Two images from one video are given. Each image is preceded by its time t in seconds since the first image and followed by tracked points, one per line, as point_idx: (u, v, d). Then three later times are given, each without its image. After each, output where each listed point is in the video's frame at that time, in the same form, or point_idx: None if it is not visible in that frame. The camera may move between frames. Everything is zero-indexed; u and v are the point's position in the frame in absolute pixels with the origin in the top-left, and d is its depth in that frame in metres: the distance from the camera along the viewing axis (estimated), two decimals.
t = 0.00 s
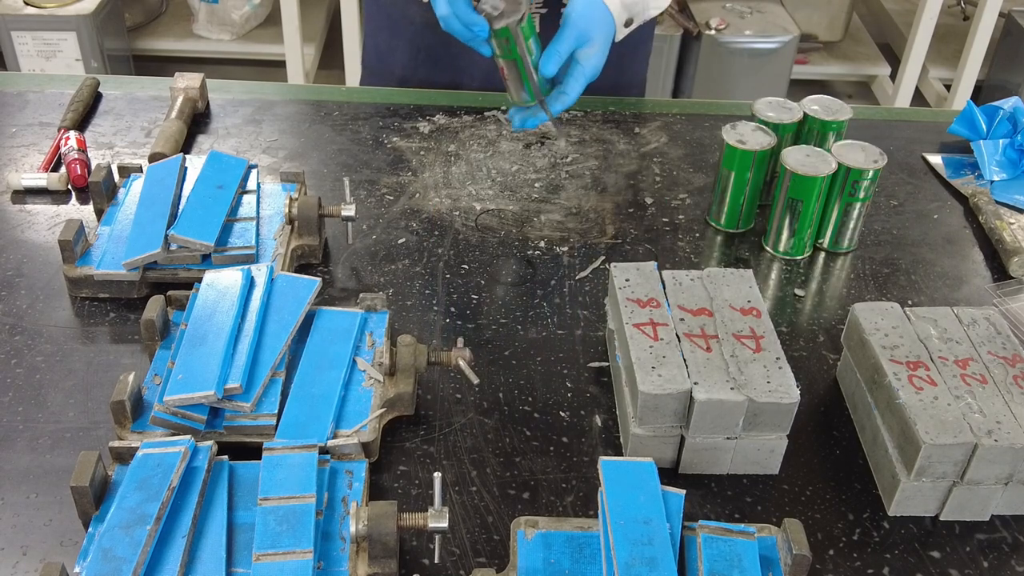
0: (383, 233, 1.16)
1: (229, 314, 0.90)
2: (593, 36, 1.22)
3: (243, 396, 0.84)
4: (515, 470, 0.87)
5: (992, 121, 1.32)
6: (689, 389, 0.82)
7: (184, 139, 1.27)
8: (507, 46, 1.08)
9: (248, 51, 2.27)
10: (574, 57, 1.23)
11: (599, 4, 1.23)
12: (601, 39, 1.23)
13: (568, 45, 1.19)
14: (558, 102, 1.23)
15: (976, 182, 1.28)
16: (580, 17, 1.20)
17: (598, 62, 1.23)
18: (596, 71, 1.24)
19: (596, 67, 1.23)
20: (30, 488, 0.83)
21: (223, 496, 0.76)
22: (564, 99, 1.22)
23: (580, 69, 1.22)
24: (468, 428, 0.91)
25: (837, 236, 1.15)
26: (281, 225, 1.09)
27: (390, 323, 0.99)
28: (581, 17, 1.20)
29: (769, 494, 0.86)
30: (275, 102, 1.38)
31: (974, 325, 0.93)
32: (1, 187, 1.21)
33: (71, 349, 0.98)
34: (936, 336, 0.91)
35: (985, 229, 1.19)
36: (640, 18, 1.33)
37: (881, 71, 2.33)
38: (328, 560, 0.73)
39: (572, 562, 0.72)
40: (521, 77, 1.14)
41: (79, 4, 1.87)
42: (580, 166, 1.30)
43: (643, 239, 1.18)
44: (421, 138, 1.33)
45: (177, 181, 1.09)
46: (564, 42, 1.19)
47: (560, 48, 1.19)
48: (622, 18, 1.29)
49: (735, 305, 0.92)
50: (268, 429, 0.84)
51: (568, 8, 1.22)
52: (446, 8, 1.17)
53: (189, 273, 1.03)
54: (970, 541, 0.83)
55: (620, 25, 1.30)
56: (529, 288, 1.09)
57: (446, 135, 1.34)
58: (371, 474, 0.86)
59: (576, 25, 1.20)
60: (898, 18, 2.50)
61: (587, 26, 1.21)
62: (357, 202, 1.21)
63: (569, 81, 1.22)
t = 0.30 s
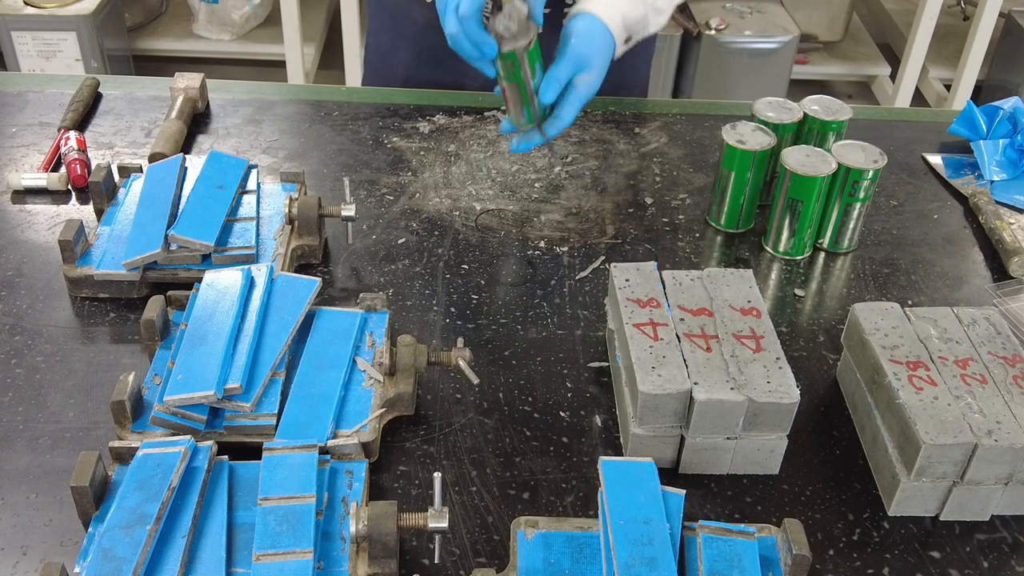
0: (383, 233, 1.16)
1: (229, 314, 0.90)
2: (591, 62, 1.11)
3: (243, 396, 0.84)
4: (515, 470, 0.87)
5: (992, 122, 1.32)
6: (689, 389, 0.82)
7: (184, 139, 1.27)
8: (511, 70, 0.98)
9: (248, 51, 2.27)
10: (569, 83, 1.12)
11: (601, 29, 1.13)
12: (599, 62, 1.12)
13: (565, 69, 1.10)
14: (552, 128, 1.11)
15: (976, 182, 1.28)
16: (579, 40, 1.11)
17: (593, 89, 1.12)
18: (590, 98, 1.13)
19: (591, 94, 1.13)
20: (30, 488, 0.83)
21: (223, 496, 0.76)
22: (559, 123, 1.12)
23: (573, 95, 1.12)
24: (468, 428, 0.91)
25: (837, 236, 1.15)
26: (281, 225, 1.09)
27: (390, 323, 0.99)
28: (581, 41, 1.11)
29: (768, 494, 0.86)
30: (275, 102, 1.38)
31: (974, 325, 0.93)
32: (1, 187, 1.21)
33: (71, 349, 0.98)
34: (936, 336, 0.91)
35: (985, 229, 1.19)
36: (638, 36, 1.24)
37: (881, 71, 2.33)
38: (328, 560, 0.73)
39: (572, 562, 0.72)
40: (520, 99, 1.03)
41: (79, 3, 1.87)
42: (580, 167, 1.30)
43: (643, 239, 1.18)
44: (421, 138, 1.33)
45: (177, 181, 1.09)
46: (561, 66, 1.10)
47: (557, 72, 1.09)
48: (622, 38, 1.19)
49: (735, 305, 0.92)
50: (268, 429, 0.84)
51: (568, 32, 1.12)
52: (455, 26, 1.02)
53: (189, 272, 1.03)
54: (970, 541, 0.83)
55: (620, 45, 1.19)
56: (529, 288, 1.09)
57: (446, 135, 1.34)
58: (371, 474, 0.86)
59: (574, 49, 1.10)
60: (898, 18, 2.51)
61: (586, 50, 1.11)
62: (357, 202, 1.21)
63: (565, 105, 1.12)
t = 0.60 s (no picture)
0: (383, 233, 1.16)
1: (229, 314, 0.90)
2: (610, 49, 1.13)
3: (243, 396, 0.84)
4: (515, 470, 0.87)
5: (992, 122, 1.32)
6: (689, 389, 0.82)
7: (184, 139, 1.27)
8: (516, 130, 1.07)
9: (248, 51, 2.27)
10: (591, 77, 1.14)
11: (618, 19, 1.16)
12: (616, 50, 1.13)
13: (583, 57, 1.12)
14: (563, 146, 1.14)
15: (975, 182, 1.28)
16: (593, 32, 1.13)
17: (623, 73, 1.12)
18: (621, 83, 1.13)
19: (621, 79, 1.13)
20: (30, 488, 0.83)
21: (223, 496, 0.76)
22: (579, 116, 1.11)
23: (598, 82, 1.12)
24: (468, 429, 0.91)
25: (837, 236, 1.15)
26: (281, 225, 1.09)
27: (390, 323, 0.99)
28: (595, 31, 1.14)
29: (769, 494, 0.86)
30: (275, 102, 1.38)
31: (974, 325, 0.93)
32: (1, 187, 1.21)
33: (71, 349, 0.98)
34: (936, 336, 0.91)
35: (985, 229, 1.19)
36: (668, 21, 1.23)
37: (881, 71, 2.33)
38: (328, 560, 0.73)
39: (572, 562, 0.72)
40: (526, 166, 1.14)
41: (80, 3, 1.87)
42: (580, 167, 1.30)
43: (643, 239, 1.18)
44: (421, 138, 1.33)
45: (177, 181, 1.09)
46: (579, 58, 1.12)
47: (575, 64, 1.11)
48: (643, 27, 1.20)
49: (735, 305, 0.92)
50: (268, 429, 0.84)
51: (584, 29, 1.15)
52: (465, 92, 1.13)
53: (189, 273, 1.03)
54: (970, 541, 0.83)
55: (644, 32, 1.20)
56: (530, 288, 1.09)
57: (446, 135, 1.34)
58: (371, 474, 0.86)
59: (590, 40, 1.13)
60: (898, 18, 2.51)
61: (602, 39, 1.13)
62: (357, 202, 1.21)
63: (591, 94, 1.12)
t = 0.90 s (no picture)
0: (383, 233, 1.16)
1: (229, 314, 0.90)
2: (602, 51, 1.18)
3: (243, 396, 0.84)
4: (515, 470, 0.87)
5: (992, 122, 1.32)
6: (690, 389, 0.82)
7: (183, 139, 1.27)
8: (526, 131, 1.16)
9: (249, 51, 2.27)
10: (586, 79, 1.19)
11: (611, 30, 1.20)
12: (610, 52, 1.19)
13: (577, 66, 1.18)
14: (560, 144, 1.17)
15: (976, 182, 1.28)
16: (583, 36, 1.19)
17: (619, 73, 1.18)
18: (618, 83, 1.18)
19: (617, 79, 1.18)
20: (30, 488, 0.83)
21: (223, 496, 0.76)
22: (574, 112, 1.15)
23: (593, 82, 1.17)
24: (468, 429, 0.91)
25: (836, 237, 1.15)
26: (281, 225, 1.09)
27: (390, 323, 0.99)
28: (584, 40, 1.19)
29: (769, 494, 0.86)
30: (275, 102, 1.38)
31: (974, 325, 0.93)
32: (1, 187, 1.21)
33: (71, 349, 0.98)
34: (936, 336, 0.91)
35: (985, 229, 1.19)
36: (660, 26, 1.25)
37: (881, 71, 2.33)
38: (328, 560, 0.73)
39: (572, 562, 0.72)
40: (527, 171, 1.21)
41: (80, 4, 1.87)
42: (580, 167, 1.30)
43: (643, 239, 1.18)
44: (421, 139, 1.33)
45: (177, 181, 1.09)
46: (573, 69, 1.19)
47: (569, 73, 1.18)
48: (636, 32, 1.22)
49: (735, 305, 0.93)
50: (268, 429, 0.84)
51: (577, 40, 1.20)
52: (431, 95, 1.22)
53: (189, 273, 1.03)
54: (970, 541, 0.83)
55: (637, 37, 1.23)
56: (530, 288, 1.09)
57: (446, 135, 1.34)
58: (371, 474, 0.86)
59: (581, 44, 1.19)
60: (898, 18, 2.51)
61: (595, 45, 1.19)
62: (357, 202, 1.21)
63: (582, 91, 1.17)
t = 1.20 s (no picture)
0: (383, 233, 1.16)
1: (230, 314, 0.90)
2: (598, 51, 1.19)
3: (243, 396, 0.84)
4: (515, 470, 0.87)
5: (992, 122, 1.32)
6: (689, 389, 0.82)
7: (184, 139, 1.27)
8: (525, 133, 1.17)
9: (249, 51, 2.27)
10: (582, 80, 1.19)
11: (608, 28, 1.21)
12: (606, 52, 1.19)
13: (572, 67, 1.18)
14: (552, 148, 1.17)
15: (975, 183, 1.28)
16: (579, 37, 1.19)
17: (613, 74, 1.18)
18: (611, 85, 1.19)
19: (611, 81, 1.19)
20: (30, 488, 0.83)
21: (224, 496, 0.76)
22: (569, 117, 1.15)
23: (587, 86, 1.17)
24: (468, 429, 0.91)
25: (836, 237, 1.15)
26: (281, 225, 1.09)
27: (390, 323, 0.99)
28: (579, 40, 1.19)
29: (768, 494, 0.86)
30: (275, 102, 1.38)
31: (974, 325, 0.93)
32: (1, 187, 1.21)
33: (71, 349, 0.97)
34: (936, 336, 0.91)
35: (985, 230, 1.19)
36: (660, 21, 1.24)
37: (881, 71, 2.33)
38: (328, 560, 0.73)
39: (572, 562, 0.72)
40: (527, 171, 1.21)
41: (80, 4, 1.87)
42: (580, 167, 1.30)
43: (643, 239, 1.18)
44: (421, 139, 1.33)
45: (177, 181, 1.09)
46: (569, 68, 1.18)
47: (565, 77, 1.18)
48: (632, 30, 1.22)
49: (735, 306, 0.93)
50: (268, 429, 0.84)
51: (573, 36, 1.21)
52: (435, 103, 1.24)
53: (189, 273, 1.03)
54: (970, 541, 0.83)
55: (634, 35, 1.22)
56: (529, 288, 1.09)
57: (446, 135, 1.34)
58: (371, 474, 0.86)
59: (577, 45, 1.19)
60: (898, 18, 2.51)
61: (588, 44, 1.19)
62: (357, 202, 1.21)
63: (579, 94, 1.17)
